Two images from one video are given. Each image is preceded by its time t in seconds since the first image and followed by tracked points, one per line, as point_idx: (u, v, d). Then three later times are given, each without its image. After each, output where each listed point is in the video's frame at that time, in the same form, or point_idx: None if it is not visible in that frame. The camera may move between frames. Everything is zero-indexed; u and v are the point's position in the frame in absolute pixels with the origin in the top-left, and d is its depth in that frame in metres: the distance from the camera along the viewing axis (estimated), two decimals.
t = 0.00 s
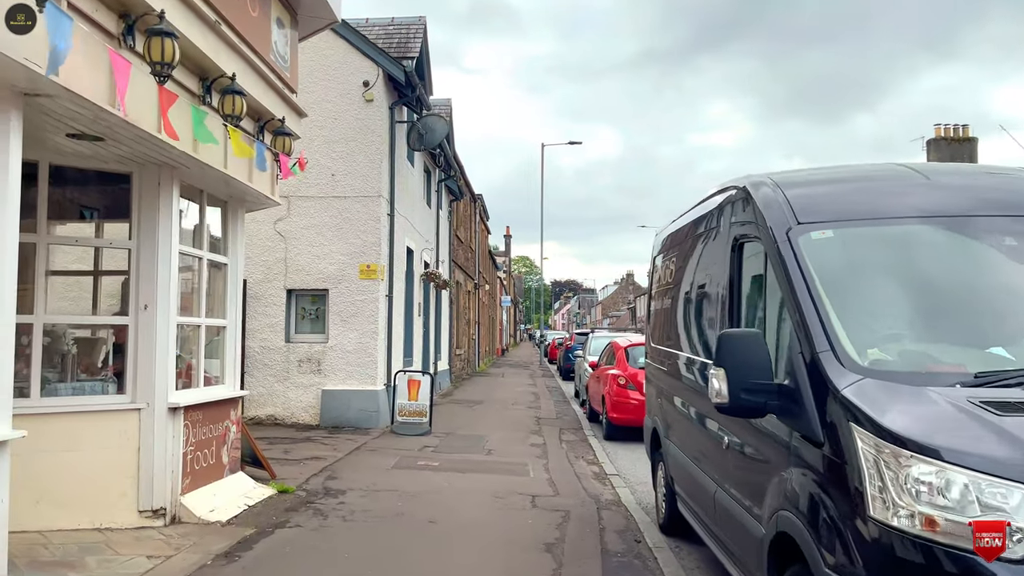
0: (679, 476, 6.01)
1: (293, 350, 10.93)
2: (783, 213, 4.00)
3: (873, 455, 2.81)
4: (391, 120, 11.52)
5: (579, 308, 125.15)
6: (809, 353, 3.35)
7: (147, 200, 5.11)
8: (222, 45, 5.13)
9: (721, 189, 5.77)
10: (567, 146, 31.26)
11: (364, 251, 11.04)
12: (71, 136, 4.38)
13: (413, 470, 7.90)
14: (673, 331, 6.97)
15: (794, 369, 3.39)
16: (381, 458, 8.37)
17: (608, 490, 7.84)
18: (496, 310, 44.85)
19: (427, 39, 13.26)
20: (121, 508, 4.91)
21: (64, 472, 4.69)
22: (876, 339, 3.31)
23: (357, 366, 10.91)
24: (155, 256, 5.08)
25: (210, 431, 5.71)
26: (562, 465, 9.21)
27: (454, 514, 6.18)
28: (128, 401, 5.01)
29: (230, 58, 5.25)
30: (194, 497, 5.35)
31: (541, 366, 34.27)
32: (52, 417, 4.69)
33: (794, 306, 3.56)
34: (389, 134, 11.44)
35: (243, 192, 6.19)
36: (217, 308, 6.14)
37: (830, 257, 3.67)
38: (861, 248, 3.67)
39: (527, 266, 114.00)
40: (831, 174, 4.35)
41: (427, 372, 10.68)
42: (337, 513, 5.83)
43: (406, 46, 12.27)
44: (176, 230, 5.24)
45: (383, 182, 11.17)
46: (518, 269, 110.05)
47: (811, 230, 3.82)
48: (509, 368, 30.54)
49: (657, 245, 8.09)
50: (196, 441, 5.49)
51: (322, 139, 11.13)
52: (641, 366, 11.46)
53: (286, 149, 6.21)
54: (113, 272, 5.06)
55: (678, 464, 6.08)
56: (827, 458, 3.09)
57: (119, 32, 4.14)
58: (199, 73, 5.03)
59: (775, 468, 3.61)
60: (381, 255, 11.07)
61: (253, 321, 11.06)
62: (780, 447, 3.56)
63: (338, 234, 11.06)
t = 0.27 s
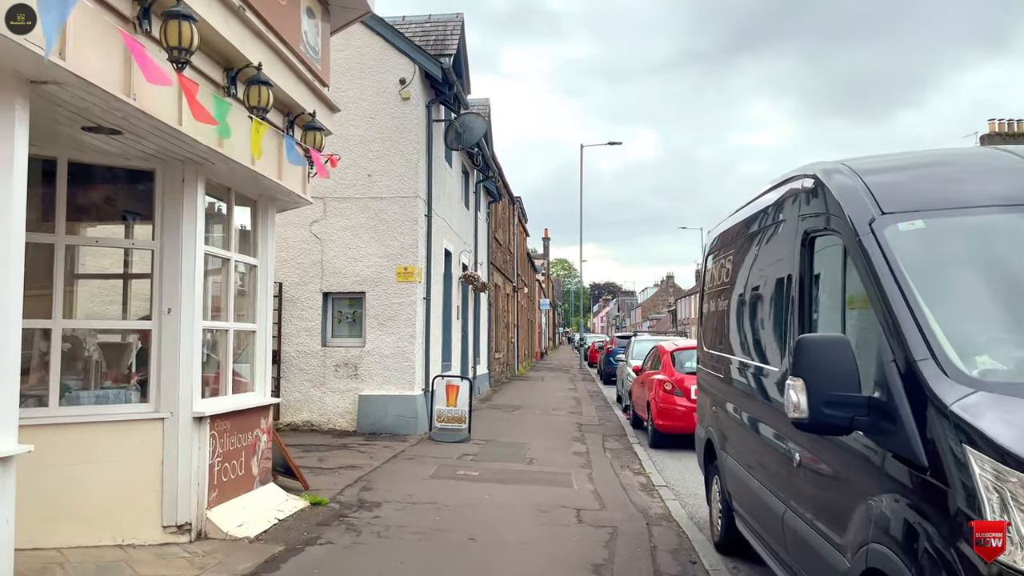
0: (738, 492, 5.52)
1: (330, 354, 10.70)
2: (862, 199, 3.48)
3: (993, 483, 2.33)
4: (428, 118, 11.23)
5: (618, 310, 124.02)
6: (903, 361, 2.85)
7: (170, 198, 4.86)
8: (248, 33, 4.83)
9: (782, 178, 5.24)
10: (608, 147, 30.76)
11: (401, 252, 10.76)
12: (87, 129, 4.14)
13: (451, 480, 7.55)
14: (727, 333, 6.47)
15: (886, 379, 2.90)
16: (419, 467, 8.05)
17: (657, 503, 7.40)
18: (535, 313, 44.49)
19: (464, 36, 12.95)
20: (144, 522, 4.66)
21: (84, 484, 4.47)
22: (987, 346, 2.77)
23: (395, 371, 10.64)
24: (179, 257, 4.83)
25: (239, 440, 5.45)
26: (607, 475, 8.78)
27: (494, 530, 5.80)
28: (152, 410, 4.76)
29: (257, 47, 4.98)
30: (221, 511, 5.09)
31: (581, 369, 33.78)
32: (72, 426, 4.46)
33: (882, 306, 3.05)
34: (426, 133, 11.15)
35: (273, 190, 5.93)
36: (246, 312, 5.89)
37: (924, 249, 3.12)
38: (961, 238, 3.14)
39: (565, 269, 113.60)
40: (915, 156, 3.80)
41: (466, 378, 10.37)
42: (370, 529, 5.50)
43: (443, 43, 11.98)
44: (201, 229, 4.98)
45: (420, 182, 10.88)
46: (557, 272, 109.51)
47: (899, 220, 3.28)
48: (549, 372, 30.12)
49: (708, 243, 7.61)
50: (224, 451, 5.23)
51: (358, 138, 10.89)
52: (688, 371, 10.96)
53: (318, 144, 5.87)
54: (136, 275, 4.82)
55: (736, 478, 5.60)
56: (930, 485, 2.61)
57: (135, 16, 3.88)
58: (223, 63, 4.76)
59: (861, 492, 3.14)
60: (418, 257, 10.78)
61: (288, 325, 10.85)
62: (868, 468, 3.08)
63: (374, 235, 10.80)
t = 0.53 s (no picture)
0: (787, 508, 5.07)
1: (356, 358, 10.45)
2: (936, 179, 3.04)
3: None
4: (456, 116, 10.94)
5: (653, 314, 122.77)
6: (996, 364, 2.43)
7: (179, 193, 4.60)
8: (259, 16, 4.56)
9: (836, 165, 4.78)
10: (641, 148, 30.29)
11: (430, 253, 10.48)
12: (86, 117, 3.88)
13: (479, 490, 7.21)
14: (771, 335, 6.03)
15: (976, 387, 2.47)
16: (446, 476, 7.73)
17: (697, 516, 6.96)
18: (568, 317, 44.03)
19: (494, 32, 12.64)
20: (152, 535, 4.40)
21: (87, 496, 4.22)
22: None
23: (423, 375, 10.35)
24: (188, 255, 4.58)
25: (254, 447, 5.17)
26: (643, 484, 8.36)
27: (523, 545, 5.44)
28: (159, 417, 4.50)
29: (269, 31, 4.69)
30: (233, 524, 4.81)
31: (615, 374, 33.24)
32: (74, 433, 4.21)
33: (968, 301, 2.61)
34: (454, 131, 10.87)
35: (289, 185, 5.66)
36: (261, 314, 5.63)
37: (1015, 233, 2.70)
38: None
39: (598, 272, 112.80)
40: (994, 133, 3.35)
41: (496, 382, 10.05)
42: (391, 543, 5.18)
43: (472, 39, 11.68)
44: (212, 225, 4.73)
45: (448, 181, 10.59)
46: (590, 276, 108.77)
47: (982, 202, 2.84)
48: (582, 377, 29.64)
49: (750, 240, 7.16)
50: (237, 460, 4.96)
51: (385, 137, 10.64)
52: (728, 376, 10.47)
53: (336, 137, 5.59)
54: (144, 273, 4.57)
55: (784, 492, 5.17)
56: None
57: None
58: (233, 48, 4.49)
59: (942, 516, 2.72)
60: (446, 258, 10.49)
61: (314, 328, 10.61)
62: (952, 488, 2.65)
63: (402, 236, 10.53)
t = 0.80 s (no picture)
0: (827, 524, 4.67)
1: (373, 362, 10.17)
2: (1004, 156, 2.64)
3: None
4: (474, 113, 10.63)
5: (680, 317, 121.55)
6: None
7: (171, 187, 4.33)
8: None
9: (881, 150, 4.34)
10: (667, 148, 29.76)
11: (448, 254, 10.17)
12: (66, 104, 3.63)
13: (497, 501, 6.87)
14: (806, 336, 5.61)
15: None
16: (463, 486, 7.40)
17: (727, 530, 6.55)
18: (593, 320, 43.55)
19: (514, 27, 12.31)
20: (143, 553, 4.13)
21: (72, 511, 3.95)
22: None
23: (442, 380, 10.05)
24: (181, 253, 4.31)
25: (255, 457, 4.89)
26: (671, 495, 7.95)
27: (540, 563, 5.08)
28: (150, 426, 4.23)
29: (266, 13, 4.40)
30: (231, 540, 4.52)
31: (641, 378, 32.71)
32: (59, 442, 3.95)
33: None
34: (473, 128, 10.56)
35: (292, 180, 5.38)
36: (264, 316, 5.34)
37: None
38: None
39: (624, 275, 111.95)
40: None
41: (517, 387, 9.72)
42: (399, 560, 4.86)
43: (492, 35, 11.34)
44: (208, 222, 4.46)
45: (467, 179, 10.28)
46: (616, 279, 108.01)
47: None
48: (607, 380, 29.16)
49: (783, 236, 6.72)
50: (236, 471, 4.67)
51: (401, 135, 10.36)
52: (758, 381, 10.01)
53: (342, 128, 5.33)
54: (135, 273, 4.30)
55: (823, 507, 4.75)
56: None
57: None
58: (227, 32, 4.21)
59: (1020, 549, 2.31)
60: (465, 259, 10.18)
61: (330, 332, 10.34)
62: None
63: (420, 237, 10.23)
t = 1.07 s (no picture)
0: (869, 542, 4.26)
1: (385, 364, 9.86)
2: None
3: None
4: (489, 107, 10.29)
5: (701, 320, 120.43)
6: None
7: (157, 176, 4.02)
8: None
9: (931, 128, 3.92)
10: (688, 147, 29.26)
11: (462, 253, 9.83)
12: (37, 80, 3.34)
13: (512, 512, 6.50)
14: (842, 336, 5.20)
15: None
16: (477, 495, 7.05)
17: (758, 545, 6.13)
18: (614, 322, 43.07)
19: (531, 19, 11.95)
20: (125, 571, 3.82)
21: (47, 527, 3.64)
22: None
23: (456, 383, 9.71)
24: (167, 247, 3.99)
25: (249, 467, 4.57)
26: (695, 505, 7.54)
27: None
28: (134, 433, 3.91)
29: None
30: (221, 557, 4.19)
31: (662, 381, 32.17)
32: (33, 451, 3.64)
33: None
34: (488, 123, 10.22)
35: (291, 171, 5.08)
36: (261, 315, 5.03)
37: None
38: None
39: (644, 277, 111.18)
40: None
41: (533, 391, 9.35)
42: None
43: (509, 28, 10.97)
44: (197, 214, 4.15)
45: (482, 176, 9.94)
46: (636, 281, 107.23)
47: None
48: (628, 384, 28.68)
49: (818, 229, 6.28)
50: (228, 482, 4.35)
51: (414, 130, 10.04)
52: (786, 385, 9.55)
53: (342, 116, 4.98)
54: (119, 268, 3.99)
55: (865, 523, 4.33)
56: None
57: None
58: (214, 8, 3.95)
59: None
60: (480, 258, 9.83)
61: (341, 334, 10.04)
62: None
63: (433, 235, 9.91)
